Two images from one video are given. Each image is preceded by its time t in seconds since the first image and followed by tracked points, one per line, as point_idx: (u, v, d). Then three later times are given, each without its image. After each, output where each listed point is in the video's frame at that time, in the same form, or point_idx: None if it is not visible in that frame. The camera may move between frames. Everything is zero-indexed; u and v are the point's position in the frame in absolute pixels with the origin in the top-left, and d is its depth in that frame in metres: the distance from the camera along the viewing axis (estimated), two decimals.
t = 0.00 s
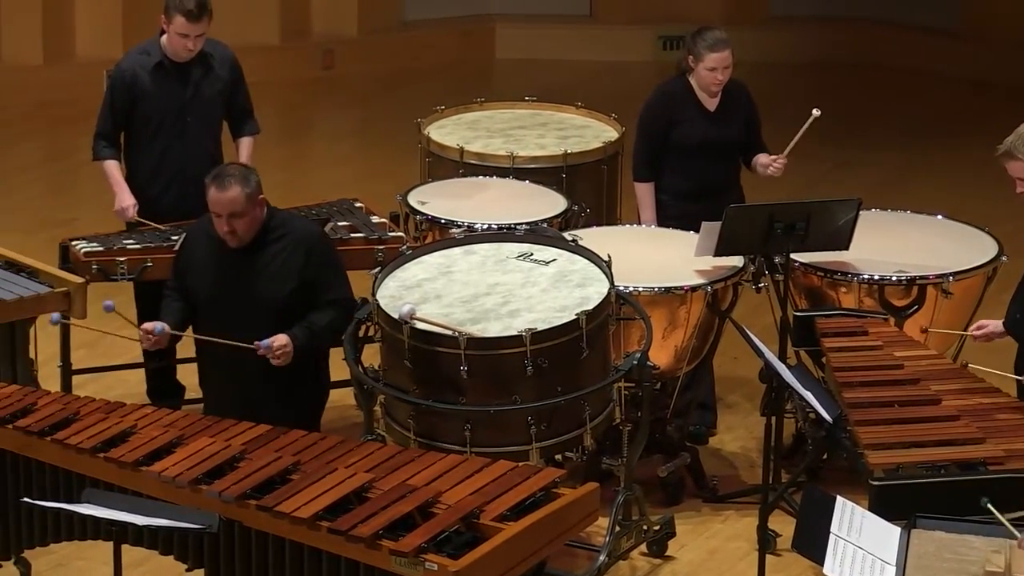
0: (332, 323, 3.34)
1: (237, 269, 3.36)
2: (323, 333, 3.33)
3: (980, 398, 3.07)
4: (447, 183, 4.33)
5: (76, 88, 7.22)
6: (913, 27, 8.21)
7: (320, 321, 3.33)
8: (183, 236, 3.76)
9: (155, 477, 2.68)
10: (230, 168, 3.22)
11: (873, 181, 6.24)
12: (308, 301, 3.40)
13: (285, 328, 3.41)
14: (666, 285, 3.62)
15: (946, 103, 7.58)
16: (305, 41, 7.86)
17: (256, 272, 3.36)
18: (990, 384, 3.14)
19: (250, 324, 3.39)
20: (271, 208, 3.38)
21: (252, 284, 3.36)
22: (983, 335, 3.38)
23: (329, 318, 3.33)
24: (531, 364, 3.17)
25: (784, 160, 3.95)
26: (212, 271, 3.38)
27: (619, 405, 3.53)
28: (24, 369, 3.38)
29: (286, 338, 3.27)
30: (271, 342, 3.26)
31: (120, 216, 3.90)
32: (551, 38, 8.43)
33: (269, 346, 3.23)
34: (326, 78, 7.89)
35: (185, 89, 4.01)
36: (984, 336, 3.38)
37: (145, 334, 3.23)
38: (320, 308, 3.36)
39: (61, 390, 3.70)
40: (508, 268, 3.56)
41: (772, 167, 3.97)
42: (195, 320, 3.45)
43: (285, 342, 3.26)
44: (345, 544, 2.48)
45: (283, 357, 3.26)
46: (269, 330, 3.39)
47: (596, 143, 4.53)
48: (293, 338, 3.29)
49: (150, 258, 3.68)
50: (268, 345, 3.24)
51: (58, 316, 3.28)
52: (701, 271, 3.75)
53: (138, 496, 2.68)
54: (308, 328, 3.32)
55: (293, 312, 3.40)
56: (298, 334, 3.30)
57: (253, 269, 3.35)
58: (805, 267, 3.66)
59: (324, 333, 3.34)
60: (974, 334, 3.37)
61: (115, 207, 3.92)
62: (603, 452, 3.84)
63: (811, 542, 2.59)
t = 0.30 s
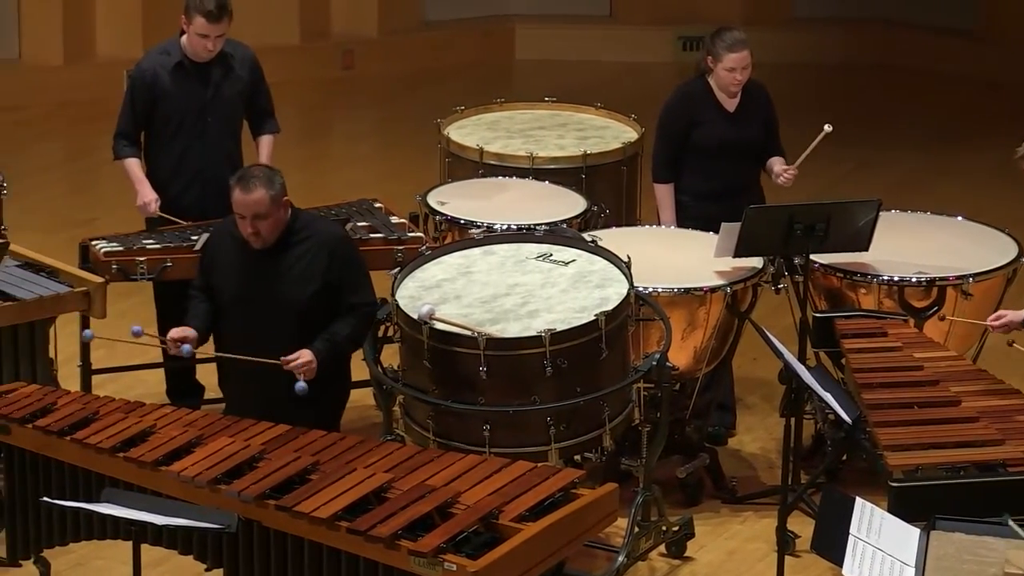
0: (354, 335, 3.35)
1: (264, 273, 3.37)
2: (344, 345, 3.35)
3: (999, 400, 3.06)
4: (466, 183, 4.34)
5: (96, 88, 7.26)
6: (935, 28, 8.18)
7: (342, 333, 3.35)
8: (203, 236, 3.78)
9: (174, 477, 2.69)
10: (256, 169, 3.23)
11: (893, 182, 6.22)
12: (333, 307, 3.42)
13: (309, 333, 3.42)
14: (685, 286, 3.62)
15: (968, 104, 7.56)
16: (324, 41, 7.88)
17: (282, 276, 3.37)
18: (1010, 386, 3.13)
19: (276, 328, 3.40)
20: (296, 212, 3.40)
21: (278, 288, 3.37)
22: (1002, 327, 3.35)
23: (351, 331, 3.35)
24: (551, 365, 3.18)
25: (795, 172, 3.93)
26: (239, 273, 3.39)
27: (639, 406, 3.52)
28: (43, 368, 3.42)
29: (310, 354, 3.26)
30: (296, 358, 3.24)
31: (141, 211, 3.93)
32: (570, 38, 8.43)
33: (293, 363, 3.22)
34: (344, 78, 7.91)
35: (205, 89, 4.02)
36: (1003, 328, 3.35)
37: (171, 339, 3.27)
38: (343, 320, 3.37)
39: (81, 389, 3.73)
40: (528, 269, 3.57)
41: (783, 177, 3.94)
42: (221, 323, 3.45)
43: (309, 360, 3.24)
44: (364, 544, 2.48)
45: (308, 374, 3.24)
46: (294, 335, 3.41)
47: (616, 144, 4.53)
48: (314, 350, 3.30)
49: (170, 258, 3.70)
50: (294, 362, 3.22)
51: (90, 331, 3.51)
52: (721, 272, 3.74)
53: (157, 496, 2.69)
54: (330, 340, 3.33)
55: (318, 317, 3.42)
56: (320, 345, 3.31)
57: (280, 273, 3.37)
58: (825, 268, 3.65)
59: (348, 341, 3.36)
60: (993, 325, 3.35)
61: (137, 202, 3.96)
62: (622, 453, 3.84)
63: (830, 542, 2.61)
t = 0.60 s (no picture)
0: (375, 344, 3.36)
1: (286, 279, 3.38)
2: (365, 354, 3.35)
3: (1017, 403, 3.05)
4: (483, 186, 4.34)
5: (113, 89, 7.29)
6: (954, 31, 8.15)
7: (363, 342, 3.35)
8: (220, 237, 3.79)
9: (190, 478, 2.70)
10: (275, 170, 3.23)
11: (911, 184, 6.21)
12: (355, 311, 3.42)
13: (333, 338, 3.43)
14: (701, 288, 3.62)
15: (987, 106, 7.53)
16: (342, 43, 7.89)
17: (303, 284, 3.38)
18: None
19: (298, 335, 3.41)
20: (316, 217, 3.39)
21: (299, 296, 3.38)
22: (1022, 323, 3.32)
23: (372, 339, 3.36)
24: (567, 367, 3.18)
25: (812, 171, 3.96)
26: (260, 282, 3.40)
27: (655, 408, 3.51)
28: (60, 370, 3.44)
29: (335, 372, 3.24)
30: (319, 375, 3.23)
31: (157, 212, 3.94)
32: (588, 41, 8.44)
33: (317, 381, 3.21)
34: (361, 80, 7.92)
35: (222, 90, 4.04)
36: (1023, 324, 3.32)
37: (195, 354, 3.28)
38: (364, 327, 3.38)
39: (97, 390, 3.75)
40: (545, 271, 3.57)
41: (800, 176, 3.97)
42: (244, 330, 3.47)
43: (333, 377, 3.23)
44: (380, 546, 2.49)
45: (331, 391, 3.24)
46: (317, 341, 3.42)
47: (633, 146, 4.53)
48: (336, 361, 3.31)
49: (187, 259, 3.71)
50: (318, 380, 3.21)
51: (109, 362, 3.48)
52: (737, 274, 3.74)
53: (174, 497, 2.70)
54: (351, 350, 3.34)
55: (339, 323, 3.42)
56: (342, 355, 3.32)
57: (302, 280, 3.38)
58: (842, 271, 3.64)
59: (369, 348, 3.36)
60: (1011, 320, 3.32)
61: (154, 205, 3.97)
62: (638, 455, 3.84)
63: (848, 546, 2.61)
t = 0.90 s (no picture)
0: (388, 346, 3.37)
1: (300, 282, 3.40)
2: (378, 356, 3.36)
3: None
4: (497, 189, 4.35)
5: (128, 93, 7.32)
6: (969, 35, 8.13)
7: (377, 344, 3.36)
8: (234, 240, 3.81)
9: (203, 481, 2.71)
10: (295, 172, 3.24)
11: (925, 188, 6.19)
12: (369, 314, 3.44)
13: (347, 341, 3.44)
14: (715, 292, 3.62)
15: (1002, 110, 7.52)
16: (356, 46, 7.91)
17: (317, 288, 3.39)
18: None
19: (312, 339, 3.42)
20: (330, 220, 3.41)
21: (313, 299, 3.40)
22: None
23: (385, 341, 3.37)
24: (580, 371, 3.19)
25: (827, 176, 3.94)
26: (274, 287, 3.41)
27: (668, 412, 3.51)
28: (74, 373, 3.47)
29: (346, 370, 3.25)
30: (330, 372, 3.24)
31: (172, 214, 3.95)
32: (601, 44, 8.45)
33: (328, 379, 3.21)
34: (375, 83, 7.93)
35: (236, 92, 4.05)
36: None
37: (205, 361, 3.28)
38: (377, 330, 3.39)
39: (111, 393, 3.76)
40: (558, 275, 3.57)
41: (815, 182, 3.95)
42: (258, 335, 3.48)
43: (344, 376, 3.23)
44: (393, 550, 2.50)
45: (342, 390, 3.24)
46: (330, 344, 3.43)
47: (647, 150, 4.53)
48: (350, 362, 3.32)
49: (200, 262, 3.73)
50: (329, 377, 3.22)
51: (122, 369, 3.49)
52: (751, 278, 3.74)
53: (187, 500, 2.71)
54: (364, 352, 3.35)
55: (352, 327, 3.43)
56: (355, 357, 3.33)
57: (316, 282, 3.39)
58: (855, 275, 3.64)
59: (383, 350, 3.37)
60: None
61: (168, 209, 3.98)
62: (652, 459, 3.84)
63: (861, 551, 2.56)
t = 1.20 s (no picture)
0: (397, 353, 3.38)
1: (312, 288, 3.40)
2: (387, 363, 3.37)
3: None
4: (511, 194, 4.35)
5: (141, 97, 7.35)
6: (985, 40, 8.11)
7: (386, 351, 3.37)
8: (247, 244, 3.82)
9: (217, 485, 2.72)
10: (306, 176, 3.25)
11: (941, 194, 6.18)
12: (379, 321, 3.44)
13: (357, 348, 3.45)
14: (728, 297, 3.62)
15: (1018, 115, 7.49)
16: (369, 50, 7.92)
17: (328, 294, 3.40)
18: None
19: (322, 345, 3.43)
20: (343, 226, 3.42)
21: (324, 304, 3.41)
22: None
23: (395, 349, 3.37)
24: (594, 375, 3.19)
25: (842, 187, 3.97)
26: (286, 292, 3.42)
27: (681, 416, 3.51)
28: (88, 375, 3.48)
29: (356, 381, 3.27)
30: (339, 383, 3.26)
31: (186, 216, 3.98)
32: (615, 49, 8.45)
33: (338, 391, 3.24)
34: (388, 87, 7.94)
35: (250, 96, 4.07)
36: None
37: (217, 370, 3.29)
38: (387, 337, 3.39)
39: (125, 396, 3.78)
40: (571, 279, 3.58)
41: (830, 191, 3.98)
42: (269, 340, 3.49)
43: (354, 387, 3.26)
44: (407, 554, 2.50)
45: (352, 400, 3.28)
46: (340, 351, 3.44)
47: (660, 154, 4.53)
48: (359, 371, 3.33)
49: (214, 266, 3.74)
50: (338, 389, 3.25)
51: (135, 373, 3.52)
52: (764, 283, 3.74)
53: (200, 504, 2.72)
54: (373, 359, 3.35)
55: (363, 333, 3.44)
56: (364, 365, 3.34)
57: (327, 288, 3.40)
58: (869, 279, 3.64)
59: (392, 357, 3.38)
60: None
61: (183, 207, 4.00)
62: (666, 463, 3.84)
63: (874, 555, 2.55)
